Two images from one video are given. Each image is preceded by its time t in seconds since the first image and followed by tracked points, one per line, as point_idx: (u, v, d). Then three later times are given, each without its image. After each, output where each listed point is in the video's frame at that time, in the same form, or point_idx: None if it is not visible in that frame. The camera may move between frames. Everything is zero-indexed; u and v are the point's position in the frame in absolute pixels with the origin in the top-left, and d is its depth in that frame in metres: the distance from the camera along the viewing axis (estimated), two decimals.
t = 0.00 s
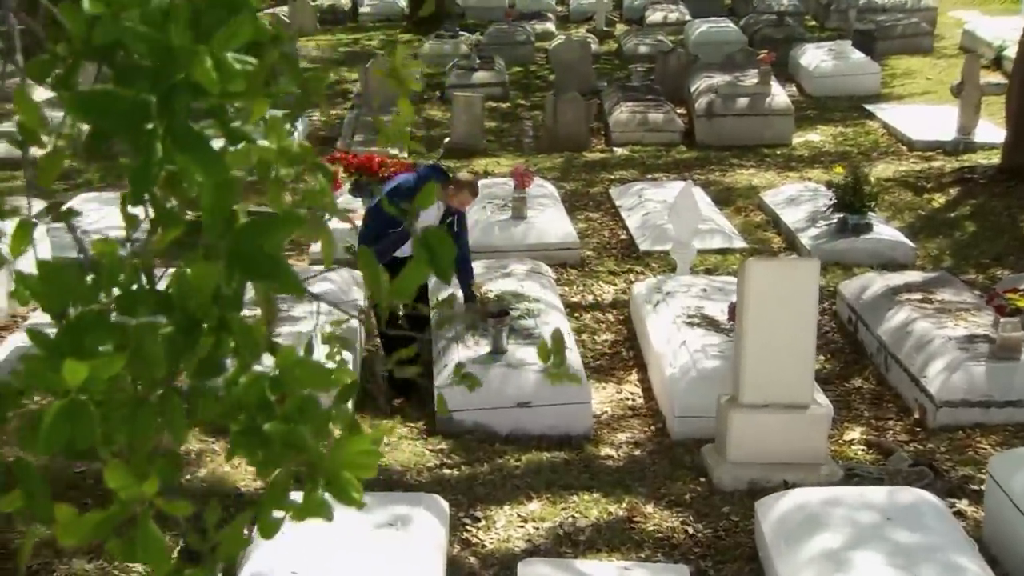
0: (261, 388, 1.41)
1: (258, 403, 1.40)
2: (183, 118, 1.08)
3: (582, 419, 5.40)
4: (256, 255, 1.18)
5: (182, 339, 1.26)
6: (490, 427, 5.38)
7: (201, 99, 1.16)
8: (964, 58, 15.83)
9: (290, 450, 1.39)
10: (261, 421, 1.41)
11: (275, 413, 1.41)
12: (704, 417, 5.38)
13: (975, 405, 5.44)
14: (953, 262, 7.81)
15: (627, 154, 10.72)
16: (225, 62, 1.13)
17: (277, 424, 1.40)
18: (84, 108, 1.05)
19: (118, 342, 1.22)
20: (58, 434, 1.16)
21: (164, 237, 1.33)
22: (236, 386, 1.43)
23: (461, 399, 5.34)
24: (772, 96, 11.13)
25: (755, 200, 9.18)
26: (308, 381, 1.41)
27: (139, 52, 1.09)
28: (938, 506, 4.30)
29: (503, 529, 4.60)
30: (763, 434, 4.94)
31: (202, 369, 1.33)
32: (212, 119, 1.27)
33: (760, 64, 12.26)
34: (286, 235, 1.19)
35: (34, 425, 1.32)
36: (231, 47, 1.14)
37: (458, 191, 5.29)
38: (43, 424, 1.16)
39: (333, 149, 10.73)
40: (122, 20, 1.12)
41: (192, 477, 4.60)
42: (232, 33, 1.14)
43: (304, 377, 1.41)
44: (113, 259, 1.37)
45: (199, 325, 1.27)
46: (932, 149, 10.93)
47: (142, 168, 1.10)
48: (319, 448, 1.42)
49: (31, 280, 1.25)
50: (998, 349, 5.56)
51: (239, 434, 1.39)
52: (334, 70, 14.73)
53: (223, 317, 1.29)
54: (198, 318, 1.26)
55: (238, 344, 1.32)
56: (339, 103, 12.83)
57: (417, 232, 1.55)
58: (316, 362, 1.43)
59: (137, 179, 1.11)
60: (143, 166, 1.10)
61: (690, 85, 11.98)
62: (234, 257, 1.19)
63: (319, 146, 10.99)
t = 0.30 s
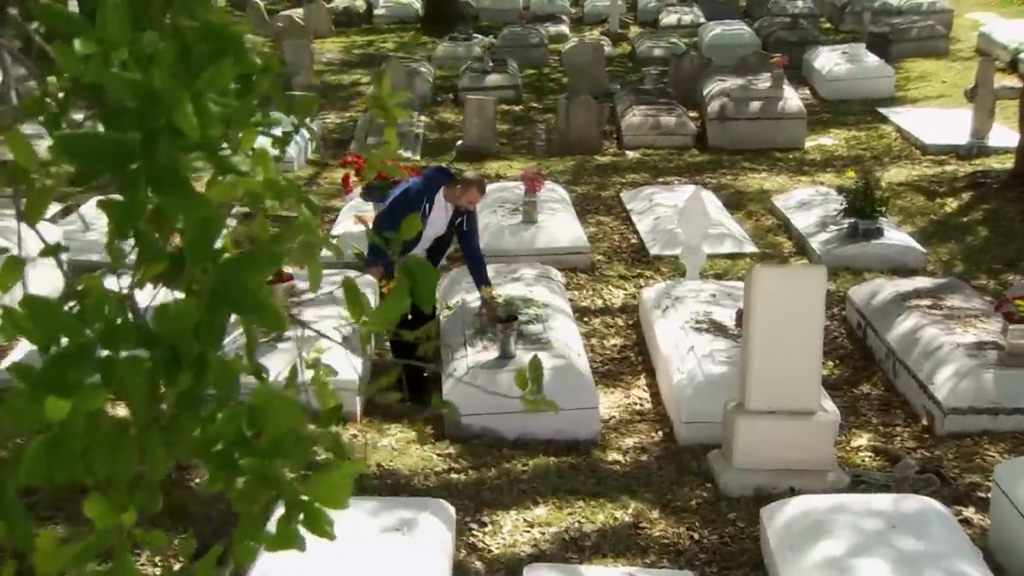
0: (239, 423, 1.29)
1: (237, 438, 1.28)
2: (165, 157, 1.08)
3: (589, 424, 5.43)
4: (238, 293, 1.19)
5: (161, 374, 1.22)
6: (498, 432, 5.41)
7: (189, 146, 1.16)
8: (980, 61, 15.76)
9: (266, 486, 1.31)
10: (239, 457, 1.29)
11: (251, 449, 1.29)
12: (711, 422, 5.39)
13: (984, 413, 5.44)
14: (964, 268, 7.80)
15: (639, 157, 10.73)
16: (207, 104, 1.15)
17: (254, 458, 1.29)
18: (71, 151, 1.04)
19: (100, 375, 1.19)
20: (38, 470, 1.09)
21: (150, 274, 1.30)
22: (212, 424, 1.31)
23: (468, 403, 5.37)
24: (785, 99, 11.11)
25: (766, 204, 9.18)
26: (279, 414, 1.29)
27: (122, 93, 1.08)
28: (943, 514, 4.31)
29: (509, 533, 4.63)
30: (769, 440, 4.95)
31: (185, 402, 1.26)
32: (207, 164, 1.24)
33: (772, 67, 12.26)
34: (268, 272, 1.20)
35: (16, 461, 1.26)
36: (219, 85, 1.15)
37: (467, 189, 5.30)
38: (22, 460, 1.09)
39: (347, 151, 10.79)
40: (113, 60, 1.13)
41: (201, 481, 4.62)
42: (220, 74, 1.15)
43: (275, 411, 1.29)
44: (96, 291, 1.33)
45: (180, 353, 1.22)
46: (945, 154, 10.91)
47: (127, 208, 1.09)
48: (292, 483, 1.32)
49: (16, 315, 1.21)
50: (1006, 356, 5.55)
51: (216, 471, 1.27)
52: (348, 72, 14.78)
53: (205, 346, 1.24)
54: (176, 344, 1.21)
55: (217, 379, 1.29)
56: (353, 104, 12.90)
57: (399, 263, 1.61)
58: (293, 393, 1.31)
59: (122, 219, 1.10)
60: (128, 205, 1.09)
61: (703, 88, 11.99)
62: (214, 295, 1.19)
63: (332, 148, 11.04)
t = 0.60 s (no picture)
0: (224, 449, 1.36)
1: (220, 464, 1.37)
2: (158, 192, 1.12)
3: (597, 430, 5.45)
4: (231, 323, 1.21)
5: (151, 402, 1.27)
6: (506, 437, 5.43)
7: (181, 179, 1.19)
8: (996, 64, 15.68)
9: (250, 510, 1.36)
10: (223, 482, 1.38)
11: (236, 473, 1.38)
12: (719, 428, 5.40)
13: (992, 420, 5.43)
14: (976, 273, 7.78)
15: (651, 160, 10.74)
16: (199, 140, 1.15)
17: (236, 483, 1.37)
18: (65, 185, 1.10)
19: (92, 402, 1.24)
20: (31, 492, 1.21)
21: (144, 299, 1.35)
22: (197, 451, 1.36)
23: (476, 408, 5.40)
24: (798, 103, 11.10)
25: (778, 208, 9.18)
26: (267, 443, 1.36)
27: (116, 132, 1.11)
28: (949, 520, 4.31)
29: (515, 538, 4.66)
30: (775, 447, 4.96)
31: (173, 428, 1.32)
32: (198, 188, 1.30)
33: (786, 71, 12.24)
34: (255, 300, 1.22)
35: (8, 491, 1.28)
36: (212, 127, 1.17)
37: (467, 177, 5.33)
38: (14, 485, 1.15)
39: (360, 154, 10.84)
40: (109, 92, 1.17)
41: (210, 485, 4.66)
42: (211, 109, 1.16)
43: (263, 438, 1.36)
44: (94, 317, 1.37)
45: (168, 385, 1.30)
46: (959, 158, 10.87)
47: (120, 237, 1.13)
48: (274, 509, 1.40)
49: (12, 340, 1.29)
50: (1015, 363, 5.54)
51: (204, 493, 1.38)
52: (361, 75, 14.81)
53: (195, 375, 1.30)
54: (167, 379, 1.27)
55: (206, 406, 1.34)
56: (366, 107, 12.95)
57: (391, 282, 1.64)
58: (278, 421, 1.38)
59: (114, 247, 1.15)
60: (122, 234, 1.14)
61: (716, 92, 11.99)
62: (205, 321, 1.21)
63: (346, 151, 11.09)
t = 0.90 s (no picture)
0: (218, 465, 1.43)
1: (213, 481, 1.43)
2: (155, 217, 1.16)
3: (604, 435, 5.48)
4: (227, 342, 1.27)
5: (151, 418, 1.38)
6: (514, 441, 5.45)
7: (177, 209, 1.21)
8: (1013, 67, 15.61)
9: (244, 524, 1.40)
10: (221, 495, 1.43)
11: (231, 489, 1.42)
12: (726, 435, 5.42)
13: (1001, 427, 5.43)
14: (988, 279, 7.77)
15: (664, 164, 10.75)
16: (197, 170, 1.17)
17: (235, 500, 1.40)
18: (66, 212, 1.13)
19: (91, 420, 1.31)
20: (32, 510, 1.24)
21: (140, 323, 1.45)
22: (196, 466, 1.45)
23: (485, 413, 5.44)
24: (811, 107, 11.10)
25: (790, 212, 9.17)
26: (265, 456, 1.43)
27: (112, 159, 1.15)
28: (955, 529, 4.32)
29: (523, 543, 4.69)
30: (783, 453, 4.97)
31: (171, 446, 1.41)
32: (194, 211, 1.33)
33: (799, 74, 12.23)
34: (247, 322, 1.28)
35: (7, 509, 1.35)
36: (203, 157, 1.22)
37: (469, 172, 5.39)
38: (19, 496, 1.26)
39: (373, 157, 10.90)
40: (109, 121, 1.22)
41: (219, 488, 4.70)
42: (208, 139, 1.18)
43: (260, 451, 1.43)
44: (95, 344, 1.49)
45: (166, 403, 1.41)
46: (972, 162, 10.84)
47: (119, 261, 1.19)
48: (272, 522, 1.43)
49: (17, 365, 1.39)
50: None
51: (200, 508, 1.42)
52: (375, 77, 14.86)
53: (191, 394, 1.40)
54: (165, 399, 1.38)
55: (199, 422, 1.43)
56: (380, 110, 13.00)
57: (381, 304, 1.71)
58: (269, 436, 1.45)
59: (115, 271, 1.20)
60: (121, 257, 1.19)
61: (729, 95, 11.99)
62: (201, 342, 1.28)
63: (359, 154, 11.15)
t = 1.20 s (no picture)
0: (206, 482, 1.53)
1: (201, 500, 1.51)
2: (143, 239, 1.22)
3: (613, 439, 5.50)
4: (214, 362, 1.39)
5: (141, 439, 1.45)
6: (522, 445, 5.49)
7: (167, 234, 1.29)
8: None
9: (231, 541, 1.50)
10: (207, 514, 1.51)
11: (217, 507, 1.52)
12: (734, 439, 5.44)
13: (1009, 434, 5.42)
14: (1000, 284, 7.74)
15: (677, 167, 10.75)
16: (185, 198, 1.25)
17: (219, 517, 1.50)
18: (63, 239, 1.20)
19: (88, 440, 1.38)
20: (23, 529, 1.29)
21: (133, 344, 1.48)
22: (182, 483, 1.54)
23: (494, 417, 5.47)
24: (824, 110, 11.09)
25: (803, 216, 9.16)
26: (251, 475, 1.53)
27: (105, 188, 1.23)
28: (960, 538, 4.33)
29: (529, 547, 4.71)
30: (790, 459, 4.98)
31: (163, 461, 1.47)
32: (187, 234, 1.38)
33: (814, 77, 12.21)
34: (238, 343, 1.38)
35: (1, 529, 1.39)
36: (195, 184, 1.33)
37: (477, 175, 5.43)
38: (11, 517, 1.30)
39: (387, 160, 10.95)
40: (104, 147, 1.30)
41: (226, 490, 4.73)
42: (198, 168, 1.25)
43: (247, 473, 1.53)
44: (90, 365, 1.53)
45: (157, 424, 1.44)
46: (987, 165, 10.79)
47: (112, 283, 1.25)
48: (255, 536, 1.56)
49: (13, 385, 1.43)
50: None
51: (187, 526, 1.50)
52: (390, 79, 14.89)
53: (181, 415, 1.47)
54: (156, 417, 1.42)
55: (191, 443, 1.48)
56: (394, 112, 13.04)
57: (373, 322, 1.76)
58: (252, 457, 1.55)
59: (108, 293, 1.25)
60: (112, 280, 1.25)
61: (743, 98, 12.00)
62: (192, 362, 1.39)
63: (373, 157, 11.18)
